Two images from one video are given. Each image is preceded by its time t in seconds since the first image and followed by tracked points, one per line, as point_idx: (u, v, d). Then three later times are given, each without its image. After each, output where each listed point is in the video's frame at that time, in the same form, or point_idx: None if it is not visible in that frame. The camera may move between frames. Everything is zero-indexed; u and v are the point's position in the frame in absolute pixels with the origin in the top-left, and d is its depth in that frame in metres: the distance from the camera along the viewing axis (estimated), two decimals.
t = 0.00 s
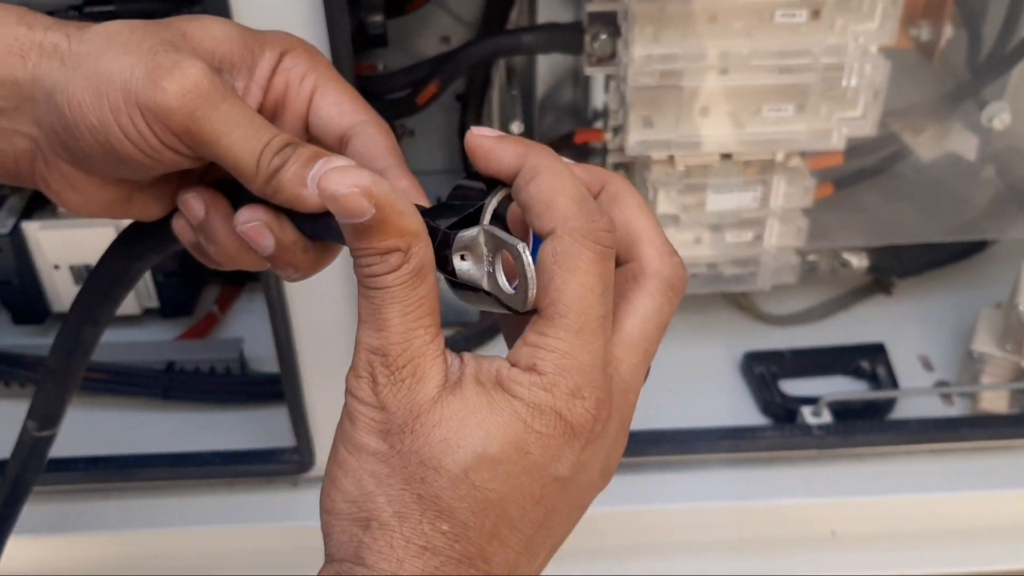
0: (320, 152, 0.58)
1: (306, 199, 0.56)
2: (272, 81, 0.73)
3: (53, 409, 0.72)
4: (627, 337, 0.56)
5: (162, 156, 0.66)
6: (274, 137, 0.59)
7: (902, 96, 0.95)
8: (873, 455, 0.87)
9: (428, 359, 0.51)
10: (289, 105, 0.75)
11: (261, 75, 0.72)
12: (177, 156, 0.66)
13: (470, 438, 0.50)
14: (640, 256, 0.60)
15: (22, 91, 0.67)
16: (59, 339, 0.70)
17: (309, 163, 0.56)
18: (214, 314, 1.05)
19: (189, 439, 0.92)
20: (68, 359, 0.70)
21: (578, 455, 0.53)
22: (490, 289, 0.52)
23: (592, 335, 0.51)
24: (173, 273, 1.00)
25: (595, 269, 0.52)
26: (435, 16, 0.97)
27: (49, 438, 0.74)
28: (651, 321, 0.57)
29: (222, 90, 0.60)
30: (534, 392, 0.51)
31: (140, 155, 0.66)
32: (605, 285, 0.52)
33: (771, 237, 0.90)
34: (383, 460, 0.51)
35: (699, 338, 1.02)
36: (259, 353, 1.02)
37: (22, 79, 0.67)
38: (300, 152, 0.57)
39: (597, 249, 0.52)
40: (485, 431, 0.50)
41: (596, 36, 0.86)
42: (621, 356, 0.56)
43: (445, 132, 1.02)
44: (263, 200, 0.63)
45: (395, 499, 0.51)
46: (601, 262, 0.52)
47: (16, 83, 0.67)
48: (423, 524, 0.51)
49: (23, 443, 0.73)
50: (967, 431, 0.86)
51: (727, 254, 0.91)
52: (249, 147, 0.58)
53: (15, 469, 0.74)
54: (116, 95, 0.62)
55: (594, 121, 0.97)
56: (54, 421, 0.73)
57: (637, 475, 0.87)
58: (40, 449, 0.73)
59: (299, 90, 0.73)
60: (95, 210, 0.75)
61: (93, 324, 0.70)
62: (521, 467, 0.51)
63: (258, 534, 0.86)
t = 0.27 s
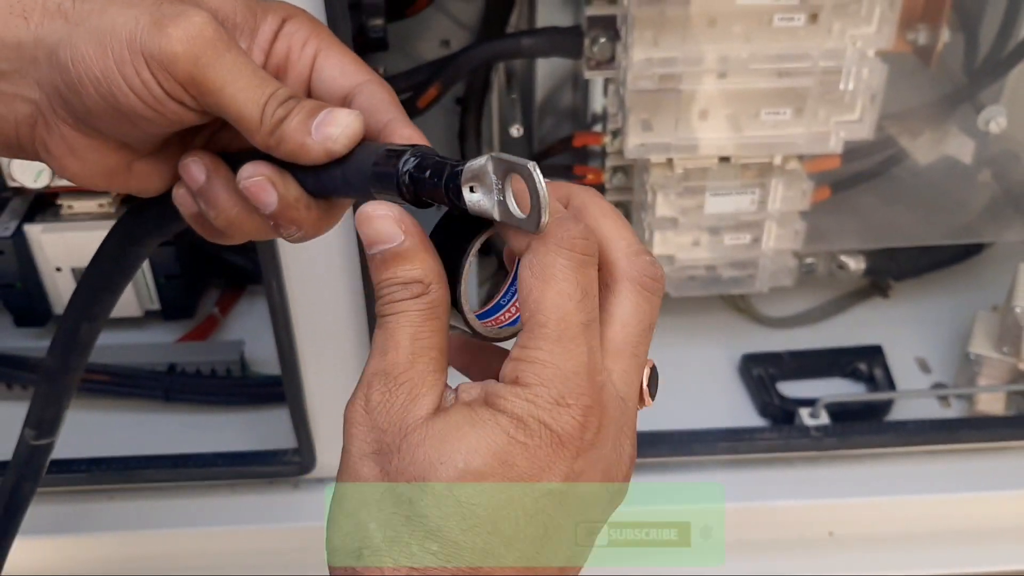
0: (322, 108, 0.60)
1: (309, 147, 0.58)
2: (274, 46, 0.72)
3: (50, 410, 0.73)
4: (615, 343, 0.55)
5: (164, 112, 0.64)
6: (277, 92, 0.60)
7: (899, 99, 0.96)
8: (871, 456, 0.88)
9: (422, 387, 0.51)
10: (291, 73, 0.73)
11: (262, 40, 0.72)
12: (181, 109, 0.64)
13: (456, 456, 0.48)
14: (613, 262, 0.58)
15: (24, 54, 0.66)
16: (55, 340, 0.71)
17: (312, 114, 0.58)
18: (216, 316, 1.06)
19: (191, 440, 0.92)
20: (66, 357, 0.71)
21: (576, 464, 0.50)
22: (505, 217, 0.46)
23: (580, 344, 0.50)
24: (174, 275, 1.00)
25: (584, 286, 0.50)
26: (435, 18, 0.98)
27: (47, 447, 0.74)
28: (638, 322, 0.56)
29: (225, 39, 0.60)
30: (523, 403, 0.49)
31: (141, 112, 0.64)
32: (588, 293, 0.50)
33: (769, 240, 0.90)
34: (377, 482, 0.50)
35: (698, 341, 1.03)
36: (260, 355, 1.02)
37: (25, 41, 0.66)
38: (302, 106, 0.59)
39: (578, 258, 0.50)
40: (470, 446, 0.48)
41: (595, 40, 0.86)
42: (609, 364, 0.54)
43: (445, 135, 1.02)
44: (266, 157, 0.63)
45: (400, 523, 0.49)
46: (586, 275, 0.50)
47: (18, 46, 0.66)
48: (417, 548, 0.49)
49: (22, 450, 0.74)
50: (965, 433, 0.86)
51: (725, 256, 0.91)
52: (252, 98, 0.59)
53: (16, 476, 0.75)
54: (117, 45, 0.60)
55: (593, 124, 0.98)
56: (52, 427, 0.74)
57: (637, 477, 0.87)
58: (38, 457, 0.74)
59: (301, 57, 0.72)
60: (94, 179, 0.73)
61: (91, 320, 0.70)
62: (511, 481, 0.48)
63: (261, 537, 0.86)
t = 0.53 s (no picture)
0: (337, 135, 0.61)
1: (327, 180, 0.58)
2: (284, 70, 0.74)
3: (71, 415, 0.76)
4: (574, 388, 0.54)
5: (181, 148, 0.67)
6: (294, 124, 0.61)
7: (895, 108, 0.97)
8: (866, 461, 0.89)
9: (359, 373, 0.51)
10: (301, 93, 0.75)
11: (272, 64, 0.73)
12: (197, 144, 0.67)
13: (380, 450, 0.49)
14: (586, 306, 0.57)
15: (41, 92, 0.68)
16: (76, 350, 0.74)
17: (328, 146, 0.59)
18: (219, 322, 1.07)
19: (194, 445, 0.93)
20: (86, 365, 0.74)
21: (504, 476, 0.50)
22: (520, 247, 0.50)
23: (528, 369, 0.51)
24: (178, 282, 1.02)
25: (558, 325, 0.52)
26: (435, 28, 0.99)
27: (70, 450, 0.77)
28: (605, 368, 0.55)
29: (240, 78, 0.61)
30: (461, 408, 0.50)
31: (159, 148, 0.67)
32: (567, 332, 0.52)
33: (765, 247, 0.92)
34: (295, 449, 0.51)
35: (696, 346, 1.04)
36: (262, 361, 1.03)
37: (41, 80, 0.67)
38: (319, 137, 0.60)
39: (570, 299, 0.52)
40: (392, 441, 0.49)
41: (594, 50, 0.88)
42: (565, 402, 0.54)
43: (446, 143, 1.04)
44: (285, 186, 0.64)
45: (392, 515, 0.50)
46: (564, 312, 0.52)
47: (35, 84, 0.68)
48: (315, 525, 0.50)
49: (44, 454, 0.77)
50: (959, 438, 0.88)
51: (723, 263, 0.93)
52: (269, 134, 0.60)
53: (40, 478, 0.78)
54: (136, 88, 0.62)
55: (592, 132, 0.99)
56: (75, 431, 0.77)
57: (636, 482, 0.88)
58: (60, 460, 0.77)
59: (311, 78, 0.74)
60: (115, 205, 0.77)
61: (109, 330, 0.73)
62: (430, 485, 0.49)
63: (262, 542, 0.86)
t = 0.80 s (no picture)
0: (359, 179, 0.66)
1: (356, 226, 0.65)
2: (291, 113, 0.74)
3: (58, 428, 0.76)
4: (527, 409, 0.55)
5: (214, 208, 0.69)
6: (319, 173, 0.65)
7: (886, 124, 0.99)
8: (859, 471, 0.90)
9: (343, 323, 0.52)
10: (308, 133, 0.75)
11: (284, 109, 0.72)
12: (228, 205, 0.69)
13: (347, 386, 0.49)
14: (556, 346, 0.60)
15: (69, 164, 0.71)
16: (70, 365, 0.75)
17: (353, 193, 0.65)
18: (220, 333, 1.07)
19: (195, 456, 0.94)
20: (78, 378, 0.75)
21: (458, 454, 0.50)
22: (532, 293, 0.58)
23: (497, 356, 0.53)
24: (180, 294, 1.03)
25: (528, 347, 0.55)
26: (435, 46, 1.01)
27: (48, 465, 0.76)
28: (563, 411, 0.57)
29: (266, 142, 0.64)
30: (434, 365, 0.51)
31: (193, 209, 0.70)
32: (542, 343, 0.55)
33: (759, 260, 0.93)
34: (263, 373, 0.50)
35: (692, 358, 1.05)
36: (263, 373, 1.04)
37: (67, 153, 0.70)
38: (344, 184, 0.65)
39: (548, 317, 0.56)
40: (361, 378, 0.49)
41: (591, 67, 0.90)
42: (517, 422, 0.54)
43: (445, 158, 1.05)
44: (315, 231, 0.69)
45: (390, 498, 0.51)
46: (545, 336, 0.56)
47: (60, 155, 0.70)
48: (259, 452, 0.48)
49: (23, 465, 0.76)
50: (949, 448, 0.89)
51: (718, 276, 0.94)
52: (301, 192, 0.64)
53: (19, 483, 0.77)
54: (170, 161, 0.65)
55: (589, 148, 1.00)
56: (57, 446, 0.76)
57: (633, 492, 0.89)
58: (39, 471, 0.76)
59: (316, 115, 0.74)
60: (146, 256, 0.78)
61: (106, 348, 0.74)
62: (389, 426, 0.49)
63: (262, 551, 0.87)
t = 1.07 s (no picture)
0: (355, 188, 0.69)
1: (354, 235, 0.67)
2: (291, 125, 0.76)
3: (95, 410, 0.78)
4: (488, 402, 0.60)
5: (218, 215, 0.72)
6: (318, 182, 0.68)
7: (873, 148, 1.01)
8: (848, 489, 0.92)
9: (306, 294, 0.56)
10: (308, 143, 0.78)
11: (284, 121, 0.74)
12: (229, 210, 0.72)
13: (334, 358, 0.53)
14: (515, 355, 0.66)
15: (77, 169, 0.73)
16: (96, 356, 0.76)
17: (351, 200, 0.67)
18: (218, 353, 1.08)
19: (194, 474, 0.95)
20: (106, 368, 0.76)
21: (436, 428, 0.55)
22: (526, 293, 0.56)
23: (471, 340, 0.58)
24: (180, 314, 1.05)
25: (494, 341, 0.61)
26: (431, 71, 1.03)
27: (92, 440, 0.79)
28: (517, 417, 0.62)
29: (267, 150, 0.67)
30: (419, 341, 0.56)
31: (194, 215, 0.72)
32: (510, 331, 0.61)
33: (748, 281, 0.95)
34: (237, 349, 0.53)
35: (683, 378, 1.07)
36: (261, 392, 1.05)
37: (76, 159, 0.72)
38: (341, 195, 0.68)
39: (516, 317, 0.63)
40: (350, 345, 0.53)
41: (583, 92, 0.92)
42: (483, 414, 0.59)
43: (440, 181, 1.08)
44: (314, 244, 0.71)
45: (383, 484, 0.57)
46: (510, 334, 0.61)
47: (69, 162, 0.73)
48: (248, 421, 0.51)
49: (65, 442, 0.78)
50: (936, 466, 0.91)
51: (708, 296, 0.96)
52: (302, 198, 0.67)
53: (63, 463, 0.79)
54: (175, 169, 0.68)
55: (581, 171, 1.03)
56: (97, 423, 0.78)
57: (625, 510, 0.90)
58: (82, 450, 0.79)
59: (316, 127, 0.76)
60: (147, 255, 0.80)
61: (131, 339, 0.76)
62: (382, 387, 0.53)
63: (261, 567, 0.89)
